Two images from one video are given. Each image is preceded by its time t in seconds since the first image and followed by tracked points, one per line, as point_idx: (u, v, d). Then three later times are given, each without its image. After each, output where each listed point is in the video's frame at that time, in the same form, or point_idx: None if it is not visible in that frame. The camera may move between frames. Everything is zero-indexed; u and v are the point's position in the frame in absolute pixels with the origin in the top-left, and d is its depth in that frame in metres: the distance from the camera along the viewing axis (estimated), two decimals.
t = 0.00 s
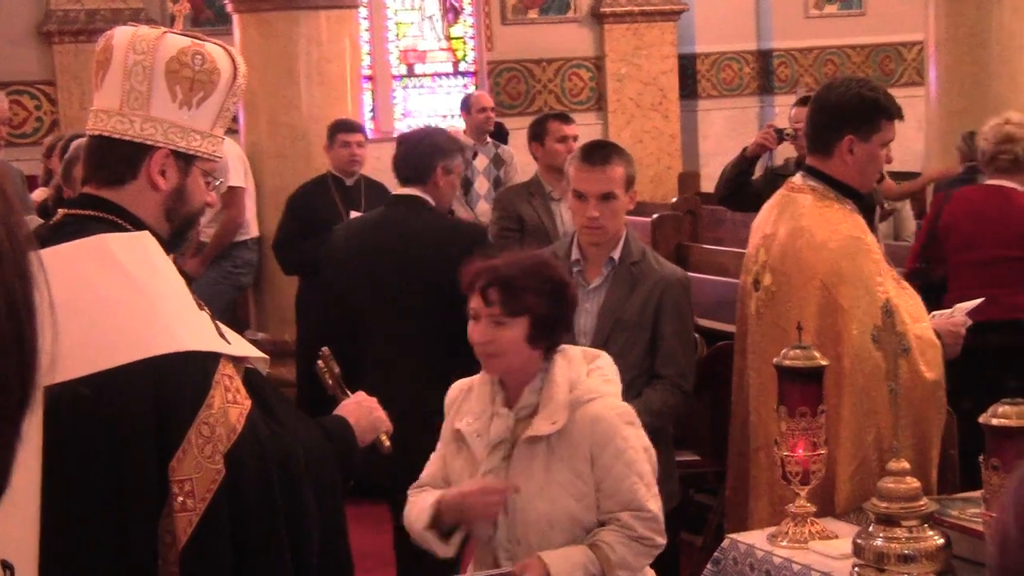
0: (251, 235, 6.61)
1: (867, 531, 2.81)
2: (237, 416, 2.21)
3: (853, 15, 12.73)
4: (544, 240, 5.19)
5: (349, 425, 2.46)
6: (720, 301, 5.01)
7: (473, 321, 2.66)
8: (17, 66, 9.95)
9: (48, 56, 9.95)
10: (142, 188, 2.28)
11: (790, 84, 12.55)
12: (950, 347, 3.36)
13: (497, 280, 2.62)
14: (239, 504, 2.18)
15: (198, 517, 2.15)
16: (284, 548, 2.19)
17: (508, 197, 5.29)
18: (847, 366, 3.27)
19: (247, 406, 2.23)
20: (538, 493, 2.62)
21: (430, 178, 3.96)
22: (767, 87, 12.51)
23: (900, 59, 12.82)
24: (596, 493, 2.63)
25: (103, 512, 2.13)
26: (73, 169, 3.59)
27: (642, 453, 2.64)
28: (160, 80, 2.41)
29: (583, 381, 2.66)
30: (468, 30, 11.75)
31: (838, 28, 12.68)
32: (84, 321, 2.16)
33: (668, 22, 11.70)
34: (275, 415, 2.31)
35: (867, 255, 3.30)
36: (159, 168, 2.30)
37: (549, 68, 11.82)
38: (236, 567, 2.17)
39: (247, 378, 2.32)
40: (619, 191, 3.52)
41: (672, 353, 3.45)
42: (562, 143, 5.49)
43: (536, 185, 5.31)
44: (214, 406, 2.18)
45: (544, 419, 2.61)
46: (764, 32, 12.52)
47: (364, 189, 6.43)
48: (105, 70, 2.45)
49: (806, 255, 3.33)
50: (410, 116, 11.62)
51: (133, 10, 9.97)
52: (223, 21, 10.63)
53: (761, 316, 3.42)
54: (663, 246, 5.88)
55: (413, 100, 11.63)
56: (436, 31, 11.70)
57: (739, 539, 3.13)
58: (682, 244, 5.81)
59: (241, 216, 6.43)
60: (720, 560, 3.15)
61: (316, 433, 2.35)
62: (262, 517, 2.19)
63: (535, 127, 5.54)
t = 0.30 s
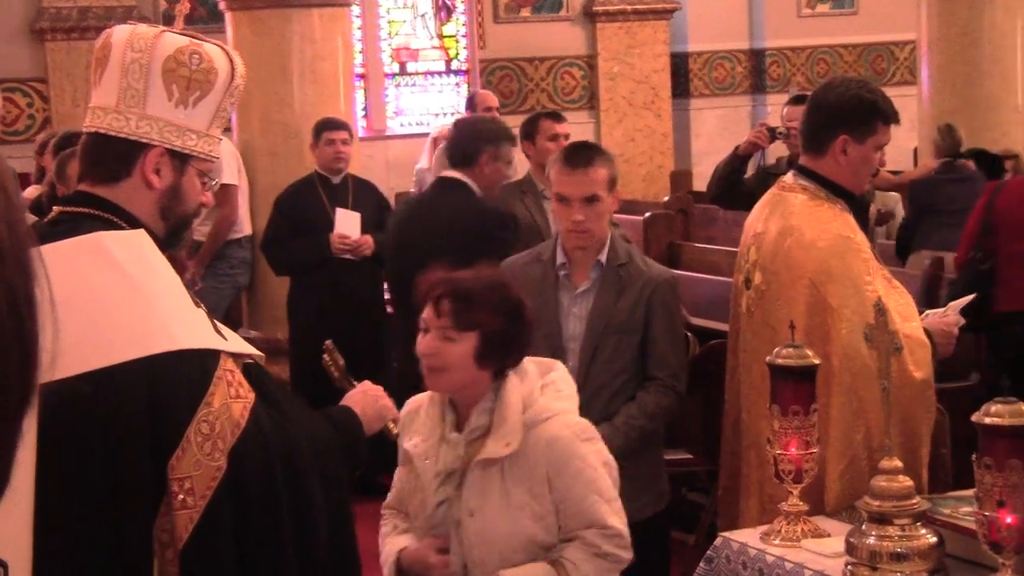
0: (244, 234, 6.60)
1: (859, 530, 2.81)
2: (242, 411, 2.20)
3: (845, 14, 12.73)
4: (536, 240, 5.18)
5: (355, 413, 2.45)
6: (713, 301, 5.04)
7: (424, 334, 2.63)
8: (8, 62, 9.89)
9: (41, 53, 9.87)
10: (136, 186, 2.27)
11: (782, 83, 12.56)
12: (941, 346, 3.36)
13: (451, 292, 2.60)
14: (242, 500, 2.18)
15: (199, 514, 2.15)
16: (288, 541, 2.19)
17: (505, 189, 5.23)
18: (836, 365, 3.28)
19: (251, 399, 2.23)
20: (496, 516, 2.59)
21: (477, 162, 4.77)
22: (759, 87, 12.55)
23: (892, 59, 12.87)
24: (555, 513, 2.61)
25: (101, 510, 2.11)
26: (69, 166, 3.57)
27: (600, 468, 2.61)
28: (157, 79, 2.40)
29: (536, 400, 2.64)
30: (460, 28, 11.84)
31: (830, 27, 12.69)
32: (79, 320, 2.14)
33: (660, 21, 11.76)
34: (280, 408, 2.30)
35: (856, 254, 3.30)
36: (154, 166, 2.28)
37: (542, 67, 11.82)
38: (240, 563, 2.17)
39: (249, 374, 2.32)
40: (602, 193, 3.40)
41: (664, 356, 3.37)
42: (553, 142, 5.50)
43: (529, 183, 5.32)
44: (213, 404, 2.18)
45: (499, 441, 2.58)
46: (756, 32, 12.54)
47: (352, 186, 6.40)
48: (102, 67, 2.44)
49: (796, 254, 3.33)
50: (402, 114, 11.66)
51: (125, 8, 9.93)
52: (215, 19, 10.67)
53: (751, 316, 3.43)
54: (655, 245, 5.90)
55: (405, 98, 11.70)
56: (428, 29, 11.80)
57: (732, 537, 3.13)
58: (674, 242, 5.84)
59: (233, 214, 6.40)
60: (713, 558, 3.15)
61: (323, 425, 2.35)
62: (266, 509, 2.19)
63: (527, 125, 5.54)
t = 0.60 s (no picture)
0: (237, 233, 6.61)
1: (851, 528, 2.81)
2: (237, 410, 2.20)
3: (835, 13, 12.76)
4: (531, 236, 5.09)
5: (355, 410, 2.43)
6: (705, 299, 5.06)
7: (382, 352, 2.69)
8: None
9: (32, 53, 9.84)
10: (129, 185, 2.27)
11: (773, 82, 12.57)
12: (931, 345, 3.36)
13: (411, 309, 2.66)
14: (238, 498, 2.18)
15: (195, 514, 2.15)
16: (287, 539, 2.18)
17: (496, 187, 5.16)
18: (825, 363, 3.28)
19: (247, 398, 2.23)
20: (459, 539, 2.64)
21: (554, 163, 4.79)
22: (750, 86, 12.57)
23: (882, 58, 12.90)
24: (521, 533, 2.64)
25: (100, 510, 2.11)
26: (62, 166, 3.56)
27: (564, 487, 2.64)
28: (150, 78, 2.40)
29: (497, 420, 2.68)
30: (452, 28, 11.93)
31: (821, 26, 12.71)
32: (73, 319, 2.13)
33: (650, 20, 11.74)
34: (279, 406, 2.29)
35: (844, 252, 3.31)
36: (146, 165, 2.28)
37: (533, 66, 11.84)
38: (237, 559, 2.16)
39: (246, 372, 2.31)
40: (555, 190, 3.30)
41: (640, 348, 3.36)
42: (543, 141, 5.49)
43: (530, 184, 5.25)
44: (208, 404, 2.17)
45: (457, 466, 2.62)
46: (748, 31, 12.54)
47: (341, 185, 6.38)
48: (96, 66, 2.44)
49: (783, 252, 3.34)
50: (394, 113, 11.82)
51: (116, 8, 9.92)
52: (205, 18, 10.77)
53: (739, 315, 3.45)
54: (646, 245, 5.93)
55: (396, 97, 11.85)
56: (419, 28, 11.92)
57: (722, 536, 3.13)
58: (665, 242, 5.87)
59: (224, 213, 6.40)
60: (703, 557, 3.15)
61: (324, 421, 2.33)
62: (263, 506, 2.18)
63: (518, 125, 5.54)
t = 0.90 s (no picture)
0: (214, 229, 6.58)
1: (828, 524, 2.82)
2: (211, 408, 2.20)
3: (814, 10, 12.77)
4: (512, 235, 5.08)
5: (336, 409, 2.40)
6: (683, 297, 5.09)
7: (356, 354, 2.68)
8: None
9: (8, 47, 9.78)
10: (107, 181, 2.26)
11: (752, 79, 12.67)
12: (907, 343, 3.38)
13: (384, 314, 2.63)
14: (213, 494, 2.18)
15: (166, 512, 2.15)
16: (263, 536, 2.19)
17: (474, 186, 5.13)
18: (801, 360, 3.29)
19: (220, 397, 2.22)
20: (432, 545, 2.66)
21: (616, 147, 4.82)
22: (729, 83, 12.65)
23: (861, 55, 12.85)
24: (494, 540, 2.66)
25: (89, 506, 2.11)
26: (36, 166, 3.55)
27: (538, 494, 2.67)
28: (127, 73, 2.39)
29: (472, 429, 2.68)
30: (432, 24, 12.00)
31: (800, 24, 12.76)
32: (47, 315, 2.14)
33: (631, 18, 11.86)
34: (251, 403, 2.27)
35: (822, 249, 3.32)
36: (124, 161, 2.27)
37: (513, 63, 11.97)
38: (214, 555, 2.16)
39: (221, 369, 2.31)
40: (514, 187, 3.32)
41: (607, 344, 3.38)
42: (521, 138, 5.50)
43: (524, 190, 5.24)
44: (182, 402, 2.17)
45: (427, 473, 2.62)
46: (727, 28, 12.62)
47: (319, 182, 6.39)
48: (73, 62, 2.44)
49: (762, 248, 3.35)
50: (374, 110, 11.94)
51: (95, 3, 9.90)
52: (185, 15, 11.02)
53: (718, 310, 3.45)
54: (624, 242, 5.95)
55: (376, 94, 11.96)
56: (400, 25, 12.00)
57: (701, 532, 3.15)
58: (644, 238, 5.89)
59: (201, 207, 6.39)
60: (681, 553, 3.16)
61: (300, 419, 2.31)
62: (238, 502, 2.18)
63: (496, 122, 5.55)
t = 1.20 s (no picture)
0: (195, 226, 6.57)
1: (809, 521, 2.83)
2: (189, 407, 2.20)
3: (796, 10, 12.81)
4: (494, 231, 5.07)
5: (309, 403, 2.44)
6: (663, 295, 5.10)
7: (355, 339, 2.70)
8: None
9: None
10: (85, 177, 2.25)
11: (734, 78, 12.65)
12: (887, 342, 3.40)
13: (376, 295, 2.65)
14: (188, 489, 2.17)
15: (145, 510, 2.14)
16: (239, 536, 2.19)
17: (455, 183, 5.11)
18: (782, 359, 3.30)
19: (199, 396, 2.22)
20: (421, 526, 2.63)
21: (667, 147, 5.02)
22: (712, 82, 12.65)
23: (843, 55, 12.86)
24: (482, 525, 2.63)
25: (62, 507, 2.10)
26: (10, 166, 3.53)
27: (531, 485, 2.63)
28: (104, 68, 2.39)
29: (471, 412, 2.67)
30: (414, 21, 12.02)
31: (782, 23, 12.78)
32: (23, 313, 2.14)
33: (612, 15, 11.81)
34: (232, 404, 2.29)
35: (803, 247, 3.31)
36: (102, 157, 2.27)
37: (494, 60, 12.00)
38: (188, 550, 2.16)
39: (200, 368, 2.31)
40: (503, 188, 3.34)
41: (593, 352, 3.36)
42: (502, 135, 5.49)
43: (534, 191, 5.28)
44: (161, 400, 2.17)
45: (422, 454, 2.61)
46: (709, 27, 12.65)
47: (301, 179, 6.39)
48: (48, 58, 2.43)
49: (743, 248, 3.36)
50: (355, 107, 11.96)
51: None
52: (166, 11, 11.01)
53: (699, 310, 3.48)
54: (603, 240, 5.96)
55: (358, 91, 11.97)
56: (382, 22, 12.03)
57: (681, 530, 3.15)
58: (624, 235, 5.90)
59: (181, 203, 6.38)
60: (662, 551, 3.16)
61: (274, 415, 2.32)
62: (214, 501, 2.18)
63: (477, 120, 5.54)
